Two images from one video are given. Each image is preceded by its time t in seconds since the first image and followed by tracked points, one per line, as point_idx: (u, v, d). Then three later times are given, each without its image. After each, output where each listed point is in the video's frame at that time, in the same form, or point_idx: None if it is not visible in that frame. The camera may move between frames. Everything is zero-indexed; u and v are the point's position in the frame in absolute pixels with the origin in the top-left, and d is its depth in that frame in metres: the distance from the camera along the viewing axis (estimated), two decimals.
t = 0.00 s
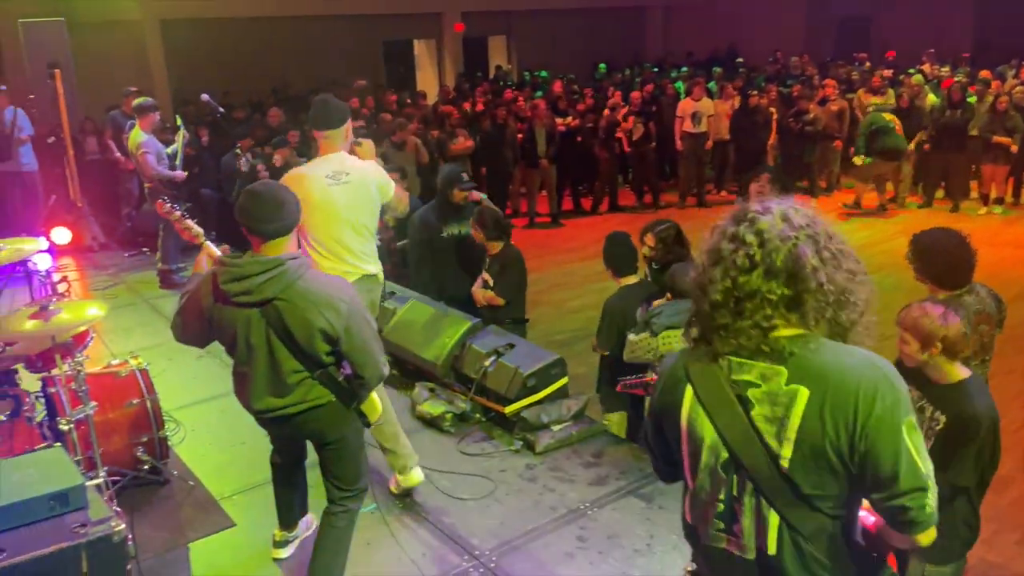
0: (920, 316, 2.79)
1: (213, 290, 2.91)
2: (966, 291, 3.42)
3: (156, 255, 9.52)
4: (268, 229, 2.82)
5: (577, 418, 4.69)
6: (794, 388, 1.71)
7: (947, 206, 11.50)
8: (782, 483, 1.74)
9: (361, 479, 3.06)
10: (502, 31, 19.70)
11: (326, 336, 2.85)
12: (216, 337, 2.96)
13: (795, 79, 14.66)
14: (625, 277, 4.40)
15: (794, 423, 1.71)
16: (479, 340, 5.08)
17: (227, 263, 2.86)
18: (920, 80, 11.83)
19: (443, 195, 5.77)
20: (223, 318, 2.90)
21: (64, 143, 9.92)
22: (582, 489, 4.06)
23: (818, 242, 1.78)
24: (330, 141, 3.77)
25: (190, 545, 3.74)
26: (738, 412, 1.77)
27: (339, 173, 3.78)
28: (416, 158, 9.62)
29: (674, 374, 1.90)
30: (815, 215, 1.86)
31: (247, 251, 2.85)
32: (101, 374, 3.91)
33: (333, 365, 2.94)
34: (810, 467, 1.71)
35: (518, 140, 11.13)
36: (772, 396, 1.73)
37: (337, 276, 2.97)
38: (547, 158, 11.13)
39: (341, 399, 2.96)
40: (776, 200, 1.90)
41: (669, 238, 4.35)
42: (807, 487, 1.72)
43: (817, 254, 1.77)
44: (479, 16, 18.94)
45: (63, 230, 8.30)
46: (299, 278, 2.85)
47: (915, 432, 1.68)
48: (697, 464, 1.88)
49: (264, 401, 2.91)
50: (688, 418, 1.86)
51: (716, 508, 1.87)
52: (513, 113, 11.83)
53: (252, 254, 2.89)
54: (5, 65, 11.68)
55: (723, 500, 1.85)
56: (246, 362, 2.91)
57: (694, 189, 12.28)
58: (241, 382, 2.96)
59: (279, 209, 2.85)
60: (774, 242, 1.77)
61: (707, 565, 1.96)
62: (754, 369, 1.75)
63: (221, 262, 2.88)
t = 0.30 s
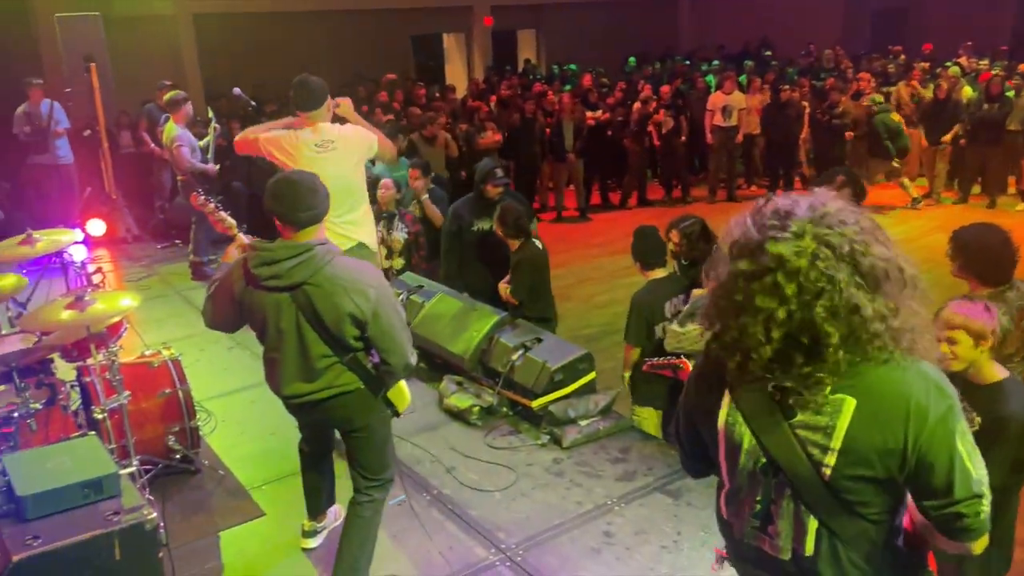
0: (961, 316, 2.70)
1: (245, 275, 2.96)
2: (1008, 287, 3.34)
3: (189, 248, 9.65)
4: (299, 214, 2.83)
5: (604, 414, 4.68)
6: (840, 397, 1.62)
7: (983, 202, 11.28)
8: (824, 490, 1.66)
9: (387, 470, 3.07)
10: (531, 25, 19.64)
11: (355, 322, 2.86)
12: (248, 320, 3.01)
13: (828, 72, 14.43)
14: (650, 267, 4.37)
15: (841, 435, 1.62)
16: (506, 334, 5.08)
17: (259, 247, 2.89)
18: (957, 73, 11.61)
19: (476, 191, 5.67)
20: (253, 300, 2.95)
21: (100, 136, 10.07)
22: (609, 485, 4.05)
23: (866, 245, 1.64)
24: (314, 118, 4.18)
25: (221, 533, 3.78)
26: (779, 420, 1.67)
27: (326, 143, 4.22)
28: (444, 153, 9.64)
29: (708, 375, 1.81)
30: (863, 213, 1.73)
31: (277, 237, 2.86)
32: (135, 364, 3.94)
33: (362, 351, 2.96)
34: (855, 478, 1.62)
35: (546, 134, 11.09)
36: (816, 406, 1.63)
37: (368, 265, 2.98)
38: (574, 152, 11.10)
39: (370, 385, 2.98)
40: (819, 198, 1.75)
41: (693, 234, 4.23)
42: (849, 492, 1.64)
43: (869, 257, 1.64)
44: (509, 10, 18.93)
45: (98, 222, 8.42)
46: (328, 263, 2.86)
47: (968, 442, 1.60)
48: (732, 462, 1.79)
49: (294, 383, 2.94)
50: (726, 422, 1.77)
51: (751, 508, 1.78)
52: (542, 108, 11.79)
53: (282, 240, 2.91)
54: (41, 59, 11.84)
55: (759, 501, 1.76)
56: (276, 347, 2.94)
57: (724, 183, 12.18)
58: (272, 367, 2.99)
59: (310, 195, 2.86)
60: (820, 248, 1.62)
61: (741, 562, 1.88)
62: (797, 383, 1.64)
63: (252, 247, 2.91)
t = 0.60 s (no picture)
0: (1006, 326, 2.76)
1: (273, 282, 2.98)
2: None
3: (215, 241, 9.73)
4: (324, 214, 2.82)
5: (630, 410, 4.64)
6: (885, 409, 1.55)
7: (1017, 198, 11.06)
8: (865, 504, 1.59)
9: (416, 465, 3.05)
10: (555, 18, 19.59)
11: (381, 325, 2.84)
12: (278, 322, 3.03)
13: (857, 67, 14.24)
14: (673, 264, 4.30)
15: (885, 449, 1.55)
16: (531, 329, 5.06)
17: (281, 256, 2.88)
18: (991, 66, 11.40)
19: (508, 185, 5.73)
20: (282, 304, 2.96)
21: (128, 130, 10.16)
22: (635, 482, 4.02)
23: (901, 246, 1.62)
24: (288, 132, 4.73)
25: (247, 525, 3.79)
26: (818, 434, 1.62)
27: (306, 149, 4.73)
28: (469, 146, 9.62)
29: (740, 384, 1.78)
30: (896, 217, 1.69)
31: (302, 242, 2.85)
32: (162, 355, 3.98)
33: (389, 352, 2.95)
34: (899, 491, 1.56)
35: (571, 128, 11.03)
36: (858, 419, 1.58)
37: (392, 264, 2.95)
38: (598, 147, 11.03)
39: (397, 386, 2.97)
40: (850, 202, 1.74)
41: (719, 229, 4.35)
42: (892, 506, 1.58)
43: (904, 266, 1.61)
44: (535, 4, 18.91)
45: (127, 215, 8.50)
46: (352, 267, 2.84)
47: (1018, 447, 1.52)
48: (767, 471, 1.74)
49: (324, 385, 2.95)
50: (761, 434, 1.73)
51: (788, 517, 1.73)
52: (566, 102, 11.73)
53: (307, 244, 2.90)
54: (71, 53, 11.96)
55: (795, 511, 1.72)
56: (306, 349, 2.95)
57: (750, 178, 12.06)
58: (302, 368, 3.00)
59: (335, 195, 2.85)
60: (853, 249, 1.62)
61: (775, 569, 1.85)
62: (837, 389, 1.61)
63: (276, 253, 2.90)
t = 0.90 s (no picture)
0: None
1: (297, 283, 2.97)
2: None
3: (236, 234, 9.79)
4: (349, 215, 2.83)
5: (649, 407, 4.63)
6: (910, 405, 1.54)
7: None
8: (893, 504, 1.58)
9: (439, 460, 3.06)
10: (575, 13, 19.55)
11: (405, 326, 2.85)
12: (300, 320, 3.03)
13: (880, 62, 14.08)
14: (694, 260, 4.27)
15: (912, 447, 1.53)
16: (550, 324, 5.06)
17: (305, 258, 2.87)
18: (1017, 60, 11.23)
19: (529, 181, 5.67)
20: (305, 304, 2.96)
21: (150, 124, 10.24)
22: (654, 478, 4.01)
23: (920, 238, 1.63)
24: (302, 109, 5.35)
25: (268, 517, 3.82)
26: (842, 432, 1.60)
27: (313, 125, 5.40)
28: (487, 141, 9.62)
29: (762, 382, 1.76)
30: (912, 208, 1.70)
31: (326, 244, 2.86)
32: (185, 349, 4.02)
33: (412, 351, 2.96)
34: (927, 489, 1.53)
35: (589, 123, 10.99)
36: (884, 416, 1.56)
37: (416, 264, 2.94)
38: (617, 142, 10.99)
39: (420, 384, 2.98)
40: (868, 196, 1.75)
41: (740, 224, 4.32)
42: (920, 505, 1.55)
43: (922, 257, 1.61)
44: None
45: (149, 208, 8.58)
46: (377, 268, 2.84)
47: None
48: (791, 471, 1.73)
49: (347, 382, 2.96)
50: (784, 433, 1.71)
51: (814, 515, 1.72)
52: (585, 97, 11.69)
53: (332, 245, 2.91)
54: (94, 48, 12.08)
55: (821, 510, 1.71)
56: (331, 349, 2.96)
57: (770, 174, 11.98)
58: (325, 365, 3.01)
59: (361, 194, 2.86)
60: (875, 241, 1.62)
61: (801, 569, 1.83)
62: (862, 387, 1.59)
63: (300, 255, 2.90)
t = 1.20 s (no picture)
0: None
1: (310, 278, 3.00)
2: None
3: (251, 229, 9.85)
4: (362, 209, 2.86)
5: (661, 403, 4.62)
6: (914, 397, 1.53)
7: None
8: (901, 497, 1.58)
9: (449, 453, 3.07)
10: (590, 9, 19.51)
11: (417, 321, 2.87)
12: (313, 315, 3.06)
13: (897, 59, 13.97)
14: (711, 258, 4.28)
15: (918, 439, 1.53)
16: (563, 321, 5.06)
17: (320, 254, 2.91)
18: None
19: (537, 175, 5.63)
20: (318, 299, 2.99)
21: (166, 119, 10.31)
22: (666, 475, 4.01)
23: (922, 229, 1.62)
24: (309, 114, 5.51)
25: (281, 510, 3.85)
26: (847, 425, 1.61)
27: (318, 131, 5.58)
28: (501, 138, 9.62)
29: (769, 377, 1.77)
30: (914, 198, 1.68)
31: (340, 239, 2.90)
32: (200, 342, 4.03)
33: (425, 345, 2.96)
34: (934, 480, 1.53)
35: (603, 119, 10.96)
36: (891, 408, 1.56)
37: (428, 259, 2.96)
38: (631, 139, 10.96)
39: (433, 378, 2.99)
40: (869, 186, 1.75)
41: (760, 217, 4.32)
42: (928, 497, 1.55)
43: (919, 247, 1.60)
44: None
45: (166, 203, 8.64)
46: (389, 263, 2.86)
47: None
48: (799, 465, 1.73)
49: (360, 377, 2.98)
50: (791, 428, 1.71)
51: (823, 509, 1.73)
52: (599, 93, 11.67)
53: (345, 240, 2.94)
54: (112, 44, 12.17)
55: (830, 504, 1.71)
56: (344, 343, 2.97)
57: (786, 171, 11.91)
58: (339, 360, 3.03)
59: (375, 189, 2.89)
60: (874, 233, 1.61)
61: (811, 561, 1.83)
62: (867, 379, 1.59)
63: (315, 251, 2.93)
